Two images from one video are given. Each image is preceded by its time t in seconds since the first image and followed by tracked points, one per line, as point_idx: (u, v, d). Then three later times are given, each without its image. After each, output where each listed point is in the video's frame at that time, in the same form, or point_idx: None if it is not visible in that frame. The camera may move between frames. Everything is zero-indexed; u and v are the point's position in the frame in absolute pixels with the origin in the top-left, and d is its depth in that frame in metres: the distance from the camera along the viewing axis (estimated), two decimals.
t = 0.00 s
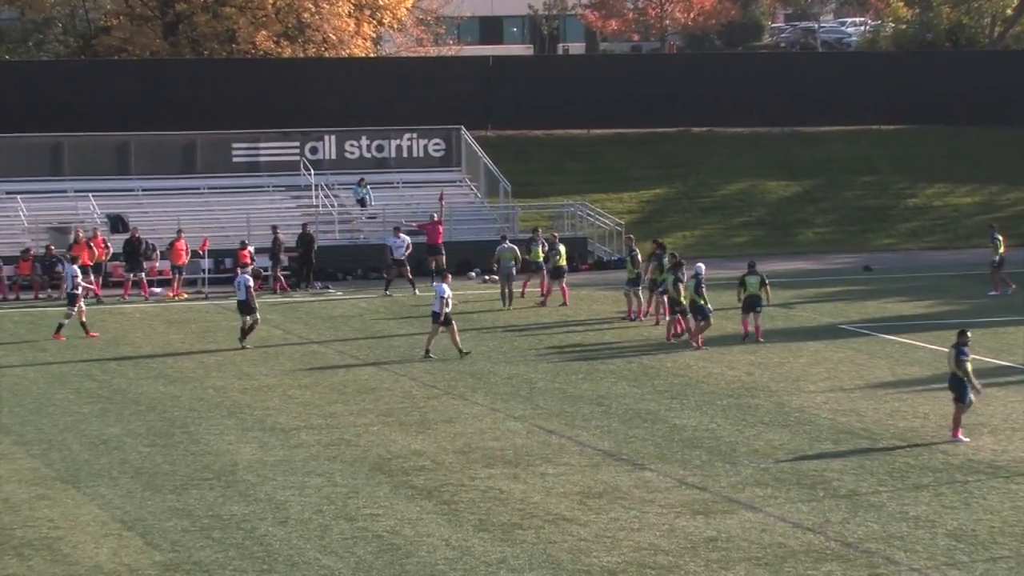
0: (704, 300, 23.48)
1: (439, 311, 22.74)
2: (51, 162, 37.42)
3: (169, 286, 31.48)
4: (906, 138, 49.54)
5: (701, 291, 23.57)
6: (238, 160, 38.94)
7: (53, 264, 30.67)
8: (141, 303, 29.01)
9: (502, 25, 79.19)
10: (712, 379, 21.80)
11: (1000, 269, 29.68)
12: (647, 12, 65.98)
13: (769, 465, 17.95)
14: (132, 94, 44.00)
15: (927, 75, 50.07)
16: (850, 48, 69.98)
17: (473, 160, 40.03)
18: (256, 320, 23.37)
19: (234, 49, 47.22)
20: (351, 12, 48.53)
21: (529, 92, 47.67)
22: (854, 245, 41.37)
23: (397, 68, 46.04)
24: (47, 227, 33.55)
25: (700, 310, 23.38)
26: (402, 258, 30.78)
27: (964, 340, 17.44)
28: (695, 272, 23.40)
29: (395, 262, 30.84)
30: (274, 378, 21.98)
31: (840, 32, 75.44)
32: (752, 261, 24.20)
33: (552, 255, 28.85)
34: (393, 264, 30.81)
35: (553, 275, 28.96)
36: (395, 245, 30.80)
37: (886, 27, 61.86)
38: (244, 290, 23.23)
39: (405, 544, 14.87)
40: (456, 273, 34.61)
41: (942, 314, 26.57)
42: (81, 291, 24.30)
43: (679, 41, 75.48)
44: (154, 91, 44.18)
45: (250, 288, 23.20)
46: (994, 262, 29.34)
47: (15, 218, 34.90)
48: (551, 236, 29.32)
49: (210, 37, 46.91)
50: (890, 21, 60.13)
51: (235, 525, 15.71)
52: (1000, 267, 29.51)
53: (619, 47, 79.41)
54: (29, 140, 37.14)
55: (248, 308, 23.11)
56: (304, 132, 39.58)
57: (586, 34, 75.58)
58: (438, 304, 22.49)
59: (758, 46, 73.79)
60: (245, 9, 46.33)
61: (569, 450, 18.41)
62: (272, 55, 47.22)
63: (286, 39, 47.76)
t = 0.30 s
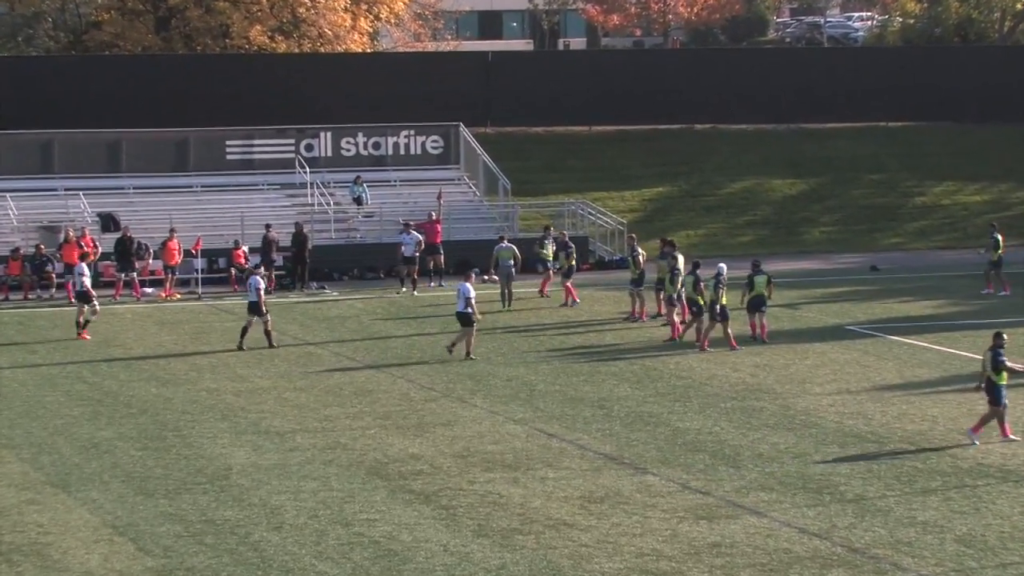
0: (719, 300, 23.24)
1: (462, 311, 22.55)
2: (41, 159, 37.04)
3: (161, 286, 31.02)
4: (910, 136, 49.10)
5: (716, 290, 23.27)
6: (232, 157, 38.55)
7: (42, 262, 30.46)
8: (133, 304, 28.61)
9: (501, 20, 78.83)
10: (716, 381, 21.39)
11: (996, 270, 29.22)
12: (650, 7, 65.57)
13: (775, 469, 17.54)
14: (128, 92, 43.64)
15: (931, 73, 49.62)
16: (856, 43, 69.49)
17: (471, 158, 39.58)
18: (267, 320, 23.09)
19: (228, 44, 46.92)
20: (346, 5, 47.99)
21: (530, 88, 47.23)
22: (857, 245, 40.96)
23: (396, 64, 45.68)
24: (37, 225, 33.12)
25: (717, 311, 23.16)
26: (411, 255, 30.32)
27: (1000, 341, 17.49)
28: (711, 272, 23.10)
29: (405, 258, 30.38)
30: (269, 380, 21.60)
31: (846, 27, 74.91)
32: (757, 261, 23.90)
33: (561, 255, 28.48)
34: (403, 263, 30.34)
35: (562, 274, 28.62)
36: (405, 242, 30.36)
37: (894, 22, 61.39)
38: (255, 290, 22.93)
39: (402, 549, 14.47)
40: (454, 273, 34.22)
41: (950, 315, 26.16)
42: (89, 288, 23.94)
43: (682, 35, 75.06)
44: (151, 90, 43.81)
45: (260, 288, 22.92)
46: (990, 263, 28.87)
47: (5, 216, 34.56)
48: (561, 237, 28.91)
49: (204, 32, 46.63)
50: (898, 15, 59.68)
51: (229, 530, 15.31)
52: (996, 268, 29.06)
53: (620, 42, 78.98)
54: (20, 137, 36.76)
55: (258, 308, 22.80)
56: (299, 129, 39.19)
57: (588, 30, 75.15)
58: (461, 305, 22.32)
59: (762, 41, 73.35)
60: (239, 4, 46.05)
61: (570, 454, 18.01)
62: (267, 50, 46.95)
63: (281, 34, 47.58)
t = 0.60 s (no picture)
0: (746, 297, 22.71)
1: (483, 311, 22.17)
2: (32, 156, 36.71)
3: (153, 287, 30.47)
4: (916, 132, 48.67)
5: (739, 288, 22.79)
6: (226, 154, 38.12)
7: (32, 262, 30.11)
8: (125, 304, 28.10)
9: (502, 15, 78.40)
10: (720, 383, 20.98)
11: (993, 268, 28.79)
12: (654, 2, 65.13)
13: (781, 473, 17.14)
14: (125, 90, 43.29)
15: (937, 69, 49.24)
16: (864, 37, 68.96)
17: (471, 155, 39.12)
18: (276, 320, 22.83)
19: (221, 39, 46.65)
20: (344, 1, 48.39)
21: (531, 83, 46.94)
22: (862, 244, 40.54)
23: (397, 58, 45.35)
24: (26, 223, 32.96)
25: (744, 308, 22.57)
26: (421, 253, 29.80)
27: None
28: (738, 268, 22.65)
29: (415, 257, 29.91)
30: (265, 382, 21.23)
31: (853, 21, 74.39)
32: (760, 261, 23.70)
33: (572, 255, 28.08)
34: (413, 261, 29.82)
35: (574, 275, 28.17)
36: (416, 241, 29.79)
37: (902, 16, 60.89)
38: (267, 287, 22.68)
39: (400, 554, 14.08)
40: (453, 272, 33.81)
41: (959, 315, 25.75)
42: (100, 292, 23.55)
43: (686, 29, 74.58)
44: (149, 87, 43.48)
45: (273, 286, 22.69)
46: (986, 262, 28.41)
47: None
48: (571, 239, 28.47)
49: (197, 26, 46.41)
50: (906, 9, 59.20)
51: (223, 535, 14.92)
52: (993, 266, 28.60)
53: (624, 37, 78.48)
54: (10, 133, 36.42)
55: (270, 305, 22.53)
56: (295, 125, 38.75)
57: (590, 24, 74.78)
58: (482, 303, 21.98)
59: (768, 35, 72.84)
60: None
61: (571, 458, 17.62)
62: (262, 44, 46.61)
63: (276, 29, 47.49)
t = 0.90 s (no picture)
0: (766, 297, 22.26)
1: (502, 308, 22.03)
2: (22, 153, 36.44)
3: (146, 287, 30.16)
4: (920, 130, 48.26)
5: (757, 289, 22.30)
6: (221, 151, 37.80)
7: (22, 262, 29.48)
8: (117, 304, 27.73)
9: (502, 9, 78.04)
10: (725, 385, 20.58)
11: (988, 268, 28.29)
12: None
13: (787, 476, 16.75)
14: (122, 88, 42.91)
15: (943, 65, 48.79)
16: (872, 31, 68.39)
17: (470, 151, 38.72)
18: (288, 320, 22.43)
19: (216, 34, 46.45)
20: None
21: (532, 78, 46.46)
22: (866, 242, 40.13)
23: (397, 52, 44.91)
24: (15, 222, 32.40)
25: (764, 310, 22.27)
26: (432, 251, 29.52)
27: None
28: (756, 269, 22.10)
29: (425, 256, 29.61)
30: (260, 383, 20.85)
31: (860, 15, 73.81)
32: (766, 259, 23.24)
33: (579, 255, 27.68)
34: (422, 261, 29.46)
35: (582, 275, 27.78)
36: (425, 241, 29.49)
37: (910, 10, 60.38)
38: (279, 287, 22.17)
39: (398, 560, 13.69)
40: (452, 271, 33.36)
41: (968, 315, 25.32)
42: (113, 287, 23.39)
43: (690, 23, 74.10)
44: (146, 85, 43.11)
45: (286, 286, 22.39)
46: (981, 262, 27.90)
47: None
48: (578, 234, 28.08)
49: (191, 21, 46.32)
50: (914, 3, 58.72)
51: (218, 540, 14.53)
52: (987, 266, 28.10)
53: (626, 30, 78.02)
54: None
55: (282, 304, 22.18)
56: (291, 121, 38.38)
57: (592, 19, 74.38)
58: (502, 302, 21.77)
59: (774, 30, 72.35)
60: None
61: (573, 461, 17.22)
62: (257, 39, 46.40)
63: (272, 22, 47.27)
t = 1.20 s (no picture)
0: (783, 295, 21.93)
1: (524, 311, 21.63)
2: (11, 149, 36.07)
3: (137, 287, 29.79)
4: (924, 126, 47.82)
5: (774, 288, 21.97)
6: (215, 147, 37.34)
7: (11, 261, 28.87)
8: (109, 305, 27.36)
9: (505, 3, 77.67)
10: (730, 387, 20.19)
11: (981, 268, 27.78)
12: None
13: (793, 480, 16.35)
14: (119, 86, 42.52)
15: (947, 60, 48.32)
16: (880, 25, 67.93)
17: (468, 147, 38.27)
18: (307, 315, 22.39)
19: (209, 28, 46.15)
20: None
21: (532, 74, 46.08)
22: (869, 242, 39.73)
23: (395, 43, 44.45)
24: (6, 220, 31.79)
25: (784, 307, 21.99)
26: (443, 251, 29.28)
27: None
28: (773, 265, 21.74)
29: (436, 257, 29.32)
30: (255, 385, 20.46)
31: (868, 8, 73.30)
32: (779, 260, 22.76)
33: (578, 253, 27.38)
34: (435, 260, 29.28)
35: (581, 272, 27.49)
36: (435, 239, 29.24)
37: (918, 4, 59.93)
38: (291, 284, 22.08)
39: (395, 565, 13.30)
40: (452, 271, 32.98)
41: (976, 316, 24.91)
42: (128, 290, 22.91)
43: (694, 18, 73.71)
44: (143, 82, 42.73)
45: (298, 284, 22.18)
46: (975, 261, 27.39)
47: None
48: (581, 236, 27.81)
49: (184, 14, 46.12)
50: None
51: (211, 545, 14.15)
52: (982, 266, 27.59)
53: (630, 25, 77.66)
54: None
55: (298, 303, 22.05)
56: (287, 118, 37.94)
57: (594, 14, 73.96)
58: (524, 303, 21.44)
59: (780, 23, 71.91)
60: None
61: (575, 464, 16.83)
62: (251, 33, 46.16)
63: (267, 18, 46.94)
